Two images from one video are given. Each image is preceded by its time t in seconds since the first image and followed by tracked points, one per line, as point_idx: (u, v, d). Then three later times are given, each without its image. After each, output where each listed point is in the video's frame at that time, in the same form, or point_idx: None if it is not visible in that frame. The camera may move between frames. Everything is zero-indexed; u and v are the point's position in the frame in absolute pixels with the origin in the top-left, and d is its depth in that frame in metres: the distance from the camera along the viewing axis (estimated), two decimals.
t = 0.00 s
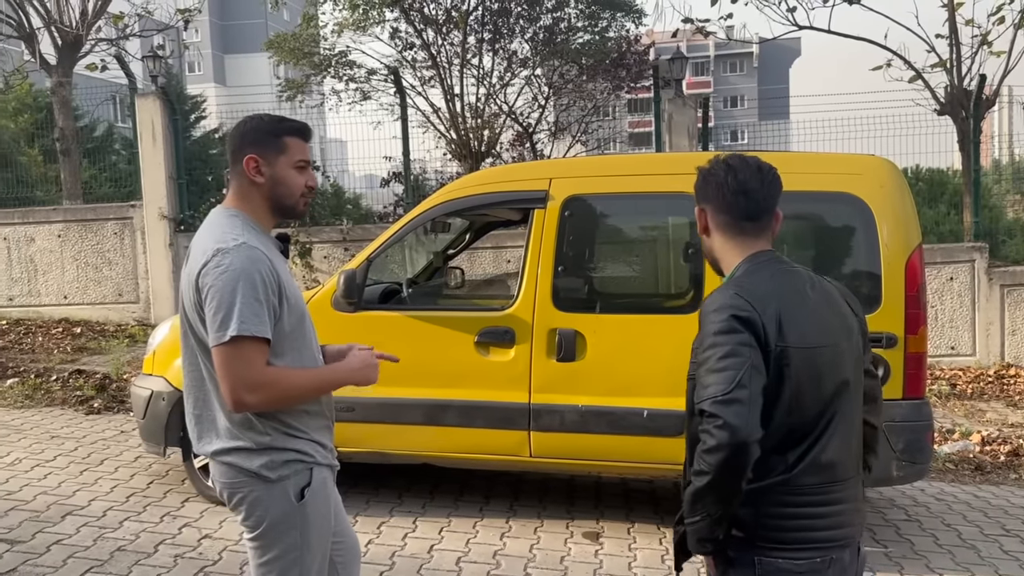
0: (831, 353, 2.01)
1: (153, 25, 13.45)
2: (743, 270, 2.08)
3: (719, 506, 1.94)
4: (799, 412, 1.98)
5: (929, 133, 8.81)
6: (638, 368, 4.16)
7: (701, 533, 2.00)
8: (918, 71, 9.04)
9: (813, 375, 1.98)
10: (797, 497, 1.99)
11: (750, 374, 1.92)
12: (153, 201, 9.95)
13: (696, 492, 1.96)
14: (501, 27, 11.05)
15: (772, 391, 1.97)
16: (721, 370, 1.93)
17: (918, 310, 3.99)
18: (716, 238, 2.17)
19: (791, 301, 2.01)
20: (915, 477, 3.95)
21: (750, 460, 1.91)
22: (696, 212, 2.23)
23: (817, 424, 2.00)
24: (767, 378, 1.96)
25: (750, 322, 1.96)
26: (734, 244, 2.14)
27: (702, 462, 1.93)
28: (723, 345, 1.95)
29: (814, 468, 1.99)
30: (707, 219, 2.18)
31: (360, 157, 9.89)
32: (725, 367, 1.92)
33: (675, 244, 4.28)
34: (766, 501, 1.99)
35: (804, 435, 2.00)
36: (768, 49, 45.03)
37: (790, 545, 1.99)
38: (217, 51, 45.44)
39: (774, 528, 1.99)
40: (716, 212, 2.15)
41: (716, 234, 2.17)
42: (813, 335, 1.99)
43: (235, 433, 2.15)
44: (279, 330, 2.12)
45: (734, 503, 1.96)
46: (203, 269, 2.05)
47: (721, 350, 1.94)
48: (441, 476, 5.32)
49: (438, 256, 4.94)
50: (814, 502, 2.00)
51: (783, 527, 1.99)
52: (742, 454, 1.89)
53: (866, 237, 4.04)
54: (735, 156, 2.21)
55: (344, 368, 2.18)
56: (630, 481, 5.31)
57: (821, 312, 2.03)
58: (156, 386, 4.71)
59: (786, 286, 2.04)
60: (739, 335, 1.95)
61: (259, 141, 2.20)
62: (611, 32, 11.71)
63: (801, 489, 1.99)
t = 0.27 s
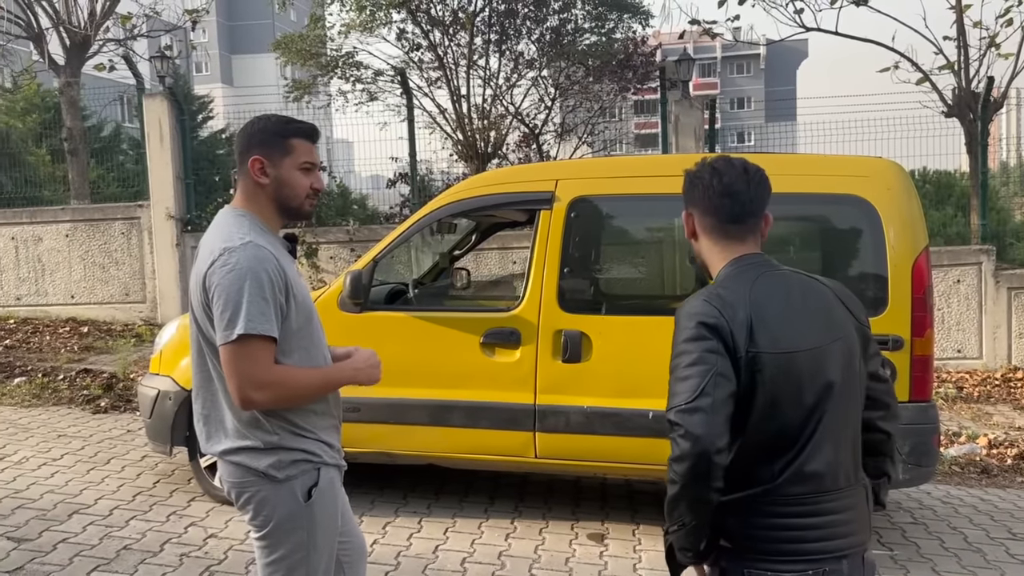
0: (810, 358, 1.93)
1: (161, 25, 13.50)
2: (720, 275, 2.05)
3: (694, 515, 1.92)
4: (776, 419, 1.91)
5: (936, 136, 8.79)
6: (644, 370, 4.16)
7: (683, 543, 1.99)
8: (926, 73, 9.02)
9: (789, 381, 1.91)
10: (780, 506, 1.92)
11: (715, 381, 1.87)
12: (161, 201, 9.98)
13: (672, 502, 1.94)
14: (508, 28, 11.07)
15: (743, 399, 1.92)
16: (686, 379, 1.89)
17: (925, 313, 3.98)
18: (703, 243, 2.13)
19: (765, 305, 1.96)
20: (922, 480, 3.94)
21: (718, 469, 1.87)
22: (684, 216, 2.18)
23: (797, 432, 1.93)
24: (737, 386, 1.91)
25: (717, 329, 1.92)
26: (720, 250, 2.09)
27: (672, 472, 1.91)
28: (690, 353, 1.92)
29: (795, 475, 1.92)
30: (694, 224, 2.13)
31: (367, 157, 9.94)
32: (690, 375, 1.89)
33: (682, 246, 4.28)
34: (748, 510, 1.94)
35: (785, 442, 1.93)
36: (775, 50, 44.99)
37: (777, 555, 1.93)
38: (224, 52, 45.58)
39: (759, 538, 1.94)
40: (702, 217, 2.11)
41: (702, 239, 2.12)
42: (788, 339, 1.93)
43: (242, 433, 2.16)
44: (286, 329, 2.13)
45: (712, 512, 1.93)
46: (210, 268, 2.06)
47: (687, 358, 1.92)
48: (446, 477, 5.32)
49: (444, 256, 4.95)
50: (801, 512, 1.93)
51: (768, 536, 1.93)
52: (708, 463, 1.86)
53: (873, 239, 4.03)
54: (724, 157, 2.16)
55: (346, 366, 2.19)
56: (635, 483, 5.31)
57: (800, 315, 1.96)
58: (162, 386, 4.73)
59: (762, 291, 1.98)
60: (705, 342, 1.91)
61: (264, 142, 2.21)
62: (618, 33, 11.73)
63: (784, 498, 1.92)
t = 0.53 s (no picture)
0: (807, 359, 1.92)
1: (167, 25, 13.52)
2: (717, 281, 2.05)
3: (691, 517, 1.94)
4: (774, 421, 1.91)
5: (941, 138, 8.78)
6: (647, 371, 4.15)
7: (682, 544, 2.00)
8: (932, 74, 9.00)
9: (785, 384, 1.90)
10: (780, 507, 1.92)
11: (708, 388, 1.88)
12: (165, 200, 9.99)
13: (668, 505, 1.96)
14: (513, 29, 11.08)
15: (739, 403, 1.92)
16: (681, 386, 1.91)
17: (929, 316, 3.97)
18: (702, 248, 2.13)
19: (759, 308, 1.95)
20: (926, 483, 3.93)
21: (713, 472, 1.88)
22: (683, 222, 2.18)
23: (797, 433, 1.92)
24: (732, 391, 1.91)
25: (709, 335, 1.92)
26: (719, 254, 2.08)
27: (668, 475, 1.93)
28: (683, 360, 1.93)
29: (794, 476, 1.91)
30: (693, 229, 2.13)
31: (371, 158, 9.94)
32: (683, 383, 1.91)
33: (686, 248, 4.28)
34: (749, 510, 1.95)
35: (784, 444, 1.92)
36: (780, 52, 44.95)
37: (780, 554, 1.93)
38: (230, 52, 45.67)
39: (761, 537, 1.95)
40: (699, 222, 2.10)
41: (701, 244, 2.12)
42: (783, 342, 1.92)
43: (247, 433, 2.16)
44: (290, 328, 2.14)
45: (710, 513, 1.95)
46: (215, 266, 2.07)
47: (681, 364, 1.93)
48: (449, 477, 5.33)
49: (448, 257, 4.95)
50: (803, 513, 1.92)
51: (769, 535, 1.94)
52: (703, 466, 1.87)
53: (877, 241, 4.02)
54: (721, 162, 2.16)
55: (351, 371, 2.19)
56: (638, 485, 5.30)
57: (794, 317, 1.95)
58: (166, 385, 4.74)
59: (756, 295, 1.97)
60: (698, 348, 1.92)
61: (267, 142, 2.21)
62: (623, 34, 11.75)
63: (785, 499, 1.92)
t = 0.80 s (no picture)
0: (819, 357, 1.91)
1: (170, 25, 13.54)
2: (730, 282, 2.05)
3: (723, 528, 1.92)
4: (788, 419, 1.91)
5: (944, 139, 8.77)
6: (649, 372, 4.15)
7: (715, 560, 1.97)
8: (935, 76, 8.99)
9: (797, 381, 1.90)
10: (805, 505, 1.92)
11: (722, 393, 1.88)
12: (168, 200, 10.00)
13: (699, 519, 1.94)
14: (516, 29, 11.09)
15: (753, 404, 1.92)
16: (695, 393, 1.92)
17: (932, 317, 3.97)
18: (719, 248, 2.12)
19: (768, 308, 1.94)
20: (928, 485, 3.93)
21: (735, 477, 1.88)
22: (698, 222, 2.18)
23: (812, 429, 1.92)
24: (746, 392, 1.92)
25: (721, 338, 1.92)
26: (736, 254, 2.08)
27: (694, 487, 1.93)
28: (696, 366, 1.93)
29: (814, 472, 1.92)
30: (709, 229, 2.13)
31: (373, 158, 9.93)
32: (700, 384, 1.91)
33: (688, 248, 4.28)
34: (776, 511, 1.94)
35: (800, 441, 1.92)
36: (783, 53, 45.01)
37: (808, 553, 1.93)
38: (233, 52, 45.75)
39: (790, 538, 1.94)
40: (716, 222, 2.10)
41: (719, 244, 2.12)
42: (796, 339, 1.92)
43: (249, 431, 2.16)
44: (292, 327, 2.14)
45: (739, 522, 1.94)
46: (217, 265, 2.07)
47: (694, 371, 1.93)
48: (451, 477, 5.33)
49: (450, 257, 4.94)
50: (826, 509, 1.92)
51: (798, 535, 1.93)
52: (725, 474, 1.88)
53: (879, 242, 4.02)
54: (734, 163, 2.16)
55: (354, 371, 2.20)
56: (639, 486, 5.30)
57: (806, 313, 1.95)
58: (169, 384, 4.74)
59: (765, 295, 1.97)
60: (710, 353, 1.91)
61: (273, 141, 2.22)
62: (626, 35, 11.78)
63: (810, 495, 1.92)
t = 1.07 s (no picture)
0: (886, 338, 2.15)
1: (167, 23, 13.53)
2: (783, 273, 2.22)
3: (797, 478, 2.07)
4: (857, 391, 2.10)
5: (940, 143, 8.80)
6: (645, 372, 4.16)
7: (777, 509, 2.12)
8: (931, 79, 9.02)
9: (869, 357, 2.11)
10: (860, 472, 2.13)
11: (810, 347, 2.05)
12: (164, 198, 10.00)
13: (774, 467, 2.08)
14: (514, 29, 11.09)
15: (830, 370, 2.10)
16: (782, 344, 2.07)
17: (926, 319, 3.98)
18: (772, 246, 2.29)
19: (851, 289, 2.15)
20: (921, 487, 3.94)
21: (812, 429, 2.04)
22: (749, 219, 2.33)
23: (872, 406, 2.13)
24: (827, 357, 2.09)
25: (812, 302, 2.10)
26: (791, 249, 2.25)
27: (768, 433, 2.07)
28: (784, 322, 2.09)
29: (871, 446, 2.13)
30: (763, 226, 2.28)
31: (371, 157, 9.93)
32: (791, 335, 2.07)
33: (685, 249, 4.28)
34: (835, 476, 2.12)
35: (862, 414, 2.12)
36: (780, 55, 45.08)
37: (850, 516, 2.14)
38: (230, 50, 45.67)
39: (839, 503, 2.14)
40: (772, 220, 2.26)
41: (773, 240, 2.28)
42: (870, 319, 2.14)
43: (242, 430, 2.16)
44: (286, 330, 2.14)
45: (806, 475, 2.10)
46: (211, 269, 2.07)
47: (783, 326, 2.09)
48: (447, 477, 5.33)
49: (448, 257, 4.96)
50: (874, 479, 2.15)
51: (846, 501, 2.14)
52: (805, 422, 2.03)
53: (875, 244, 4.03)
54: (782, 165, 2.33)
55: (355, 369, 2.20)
56: (635, 486, 5.31)
57: (874, 300, 2.19)
58: (165, 382, 4.74)
59: (844, 278, 2.17)
60: (802, 313, 2.08)
61: (270, 143, 2.22)
62: (624, 36, 11.79)
63: (864, 466, 2.13)
